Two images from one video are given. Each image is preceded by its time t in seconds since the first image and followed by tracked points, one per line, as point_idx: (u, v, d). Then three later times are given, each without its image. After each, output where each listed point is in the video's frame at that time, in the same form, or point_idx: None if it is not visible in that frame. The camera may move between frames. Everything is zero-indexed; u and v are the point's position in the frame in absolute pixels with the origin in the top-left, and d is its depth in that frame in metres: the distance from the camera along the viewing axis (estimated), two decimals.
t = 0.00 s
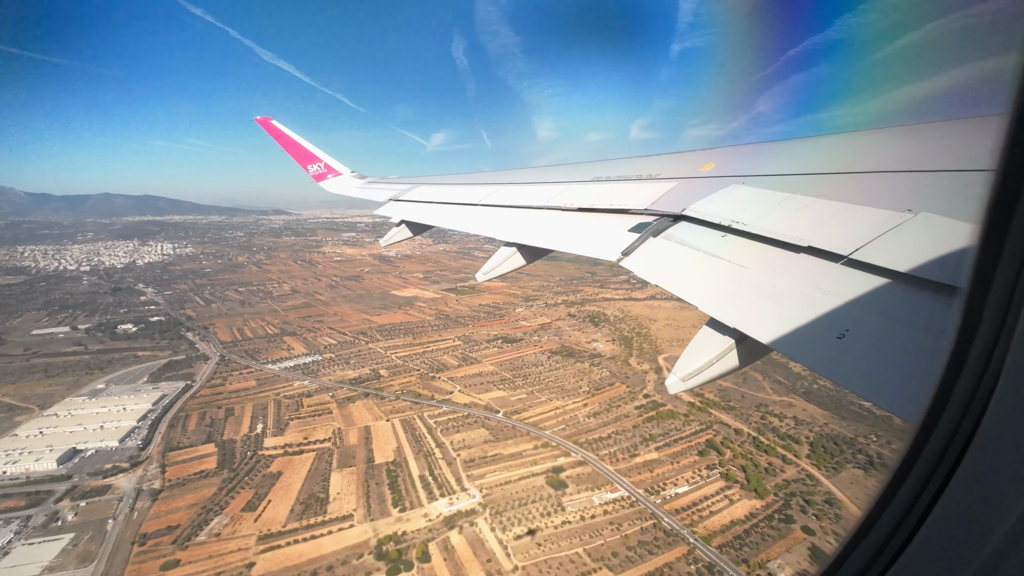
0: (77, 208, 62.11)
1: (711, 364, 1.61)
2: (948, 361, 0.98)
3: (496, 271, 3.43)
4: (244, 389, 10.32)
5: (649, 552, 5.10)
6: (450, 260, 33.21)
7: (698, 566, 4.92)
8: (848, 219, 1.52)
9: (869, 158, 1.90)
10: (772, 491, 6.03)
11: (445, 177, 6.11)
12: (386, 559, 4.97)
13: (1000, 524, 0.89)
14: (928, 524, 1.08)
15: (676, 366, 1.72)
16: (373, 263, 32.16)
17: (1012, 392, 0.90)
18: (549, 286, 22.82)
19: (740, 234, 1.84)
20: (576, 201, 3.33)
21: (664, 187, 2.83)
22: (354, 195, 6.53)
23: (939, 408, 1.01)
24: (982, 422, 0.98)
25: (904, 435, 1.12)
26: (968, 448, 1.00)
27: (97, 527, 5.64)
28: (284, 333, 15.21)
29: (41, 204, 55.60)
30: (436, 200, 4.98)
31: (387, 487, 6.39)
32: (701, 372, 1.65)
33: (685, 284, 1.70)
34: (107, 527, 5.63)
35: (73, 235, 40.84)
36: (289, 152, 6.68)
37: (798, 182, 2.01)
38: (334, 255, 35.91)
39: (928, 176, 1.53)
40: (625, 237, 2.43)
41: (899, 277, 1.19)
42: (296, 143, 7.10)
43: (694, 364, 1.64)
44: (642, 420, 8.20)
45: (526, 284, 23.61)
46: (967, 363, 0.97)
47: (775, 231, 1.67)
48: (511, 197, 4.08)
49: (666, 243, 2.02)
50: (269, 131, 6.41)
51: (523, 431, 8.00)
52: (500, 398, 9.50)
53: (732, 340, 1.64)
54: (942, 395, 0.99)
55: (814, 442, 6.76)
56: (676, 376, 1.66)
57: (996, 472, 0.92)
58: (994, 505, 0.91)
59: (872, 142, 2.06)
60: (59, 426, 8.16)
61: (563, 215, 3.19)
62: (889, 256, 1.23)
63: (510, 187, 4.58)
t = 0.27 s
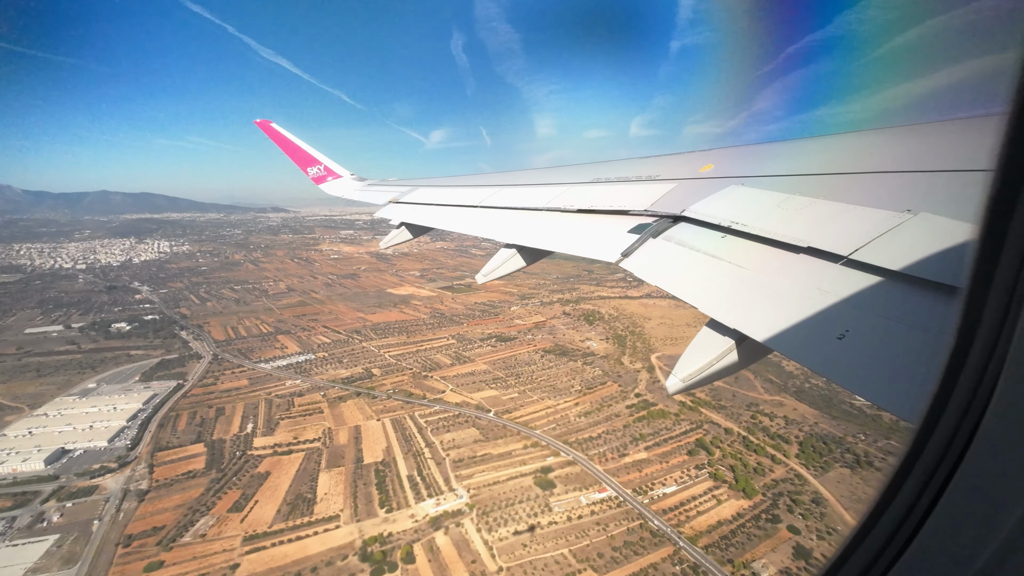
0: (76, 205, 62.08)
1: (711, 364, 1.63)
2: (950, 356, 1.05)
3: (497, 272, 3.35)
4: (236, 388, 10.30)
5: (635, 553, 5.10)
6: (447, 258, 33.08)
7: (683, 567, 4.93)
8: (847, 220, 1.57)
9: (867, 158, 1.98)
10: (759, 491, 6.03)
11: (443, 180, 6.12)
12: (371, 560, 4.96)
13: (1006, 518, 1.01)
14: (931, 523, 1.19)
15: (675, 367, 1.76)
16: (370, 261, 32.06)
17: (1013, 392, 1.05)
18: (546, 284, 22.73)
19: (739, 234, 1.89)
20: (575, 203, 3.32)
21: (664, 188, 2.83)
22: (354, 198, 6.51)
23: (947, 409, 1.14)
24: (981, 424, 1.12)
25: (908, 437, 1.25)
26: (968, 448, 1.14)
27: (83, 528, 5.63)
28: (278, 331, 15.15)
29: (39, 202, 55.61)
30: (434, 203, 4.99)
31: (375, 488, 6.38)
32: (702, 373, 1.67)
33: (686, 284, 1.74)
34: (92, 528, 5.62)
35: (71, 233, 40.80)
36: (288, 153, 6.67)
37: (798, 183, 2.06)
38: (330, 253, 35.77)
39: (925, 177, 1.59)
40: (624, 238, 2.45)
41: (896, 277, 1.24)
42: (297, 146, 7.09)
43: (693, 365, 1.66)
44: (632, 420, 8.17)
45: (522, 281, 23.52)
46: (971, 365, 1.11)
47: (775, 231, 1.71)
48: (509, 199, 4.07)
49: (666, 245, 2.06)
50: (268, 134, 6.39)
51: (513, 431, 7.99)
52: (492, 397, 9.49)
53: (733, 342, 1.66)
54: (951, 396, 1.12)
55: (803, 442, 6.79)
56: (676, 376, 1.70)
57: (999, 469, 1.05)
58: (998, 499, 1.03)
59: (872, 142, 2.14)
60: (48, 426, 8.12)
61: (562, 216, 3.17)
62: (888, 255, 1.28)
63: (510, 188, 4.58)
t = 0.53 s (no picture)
0: (70, 201, 61.71)
1: (711, 363, 1.60)
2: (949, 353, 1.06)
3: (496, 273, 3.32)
4: (227, 386, 10.28)
5: (620, 552, 5.11)
6: (443, 255, 33.00)
7: (667, 565, 4.92)
8: (847, 218, 1.56)
9: (864, 157, 1.95)
10: (747, 489, 6.03)
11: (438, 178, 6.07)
12: (355, 560, 4.96)
13: (1005, 517, 0.98)
14: (930, 521, 1.16)
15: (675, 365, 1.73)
16: (366, 257, 31.97)
17: (1011, 389, 1.00)
18: (542, 280, 22.68)
19: (738, 234, 1.87)
20: (573, 203, 3.28)
21: (662, 188, 2.79)
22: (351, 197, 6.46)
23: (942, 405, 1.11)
24: (981, 420, 1.08)
25: (907, 433, 1.22)
26: (967, 444, 1.10)
27: (67, 527, 5.60)
28: (271, 329, 15.12)
29: (35, 197, 55.32)
30: (430, 203, 4.94)
31: (362, 486, 6.37)
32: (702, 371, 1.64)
33: (685, 283, 1.74)
34: (77, 527, 5.60)
35: (66, 229, 40.60)
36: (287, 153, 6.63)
37: (796, 182, 2.03)
38: (326, 249, 35.65)
39: (922, 176, 1.56)
40: (623, 238, 2.42)
41: (894, 277, 1.25)
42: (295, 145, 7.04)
43: (692, 364, 1.63)
44: (623, 418, 8.16)
45: (518, 277, 23.45)
46: (967, 361, 1.08)
47: (775, 231, 1.70)
48: (507, 199, 4.02)
49: (666, 245, 2.04)
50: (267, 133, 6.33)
51: (504, 429, 7.98)
52: (484, 395, 9.49)
53: (732, 341, 1.63)
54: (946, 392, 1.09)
55: (791, 440, 6.78)
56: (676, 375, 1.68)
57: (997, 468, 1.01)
58: (997, 499, 1.00)
59: (869, 140, 2.10)
60: (36, 424, 8.09)
61: (561, 216, 3.14)
62: (887, 255, 1.28)
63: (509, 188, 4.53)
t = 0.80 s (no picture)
0: (66, 195, 61.41)
1: (709, 362, 1.59)
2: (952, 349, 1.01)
3: (496, 273, 3.26)
4: (218, 383, 10.25)
5: (604, 549, 5.11)
6: (439, 250, 32.91)
7: (651, 563, 4.93)
8: (846, 217, 1.52)
9: (864, 155, 1.90)
10: (733, 486, 6.02)
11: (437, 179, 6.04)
12: (339, 558, 4.97)
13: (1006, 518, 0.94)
14: (929, 523, 1.11)
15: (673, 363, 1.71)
16: (363, 253, 31.89)
17: (1014, 387, 0.97)
18: (537, 275, 22.65)
19: (738, 233, 1.83)
20: (573, 202, 3.23)
21: (663, 187, 2.75)
22: (351, 198, 6.41)
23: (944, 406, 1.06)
24: (981, 421, 1.04)
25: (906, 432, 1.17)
26: (969, 444, 1.05)
27: (53, 525, 5.59)
28: (264, 325, 15.08)
29: (30, 192, 55.00)
30: (429, 203, 4.90)
31: (349, 484, 6.37)
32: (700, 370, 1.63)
33: (684, 283, 1.69)
34: (62, 525, 5.59)
35: (61, 224, 40.39)
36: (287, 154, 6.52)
37: (795, 181, 1.99)
38: (323, 245, 35.54)
39: (922, 173, 1.52)
40: (623, 238, 2.37)
41: (890, 275, 1.22)
42: (294, 146, 6.95)
43: (689, 363, 1.61)
44: (612, 415, 8.16)
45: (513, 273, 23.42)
46: (970, 359, 1.03)
47: (774, 230, 1.66)
48: (507, 199, 3.97)
49: (665, 244, 1.99)
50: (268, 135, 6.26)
51: (493, 426, 7.97)
52: (475, 391, 9.48)
53: (732, 340, 1.60)
54: (947, 392, 1.04)
55: (780, 437, 6.78)
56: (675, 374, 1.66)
57: (1002, 467, 0.97)
58: (1000, 499, 0.96)
59: (867, 139, 2.06)
60: (25, 421, 8.06)
61: (560, 216, 3.10)
62: (886, 254, 1.24)
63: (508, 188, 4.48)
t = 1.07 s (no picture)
0: (63, 190, 61.23)
1: (710, 361, 1.60)
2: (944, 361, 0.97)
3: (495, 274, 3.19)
4: (209, 380, 10.23)
5: (588, 547, 5.12)
6: (436, 246, 32.80)
7: (635, 561, 4.93)
8: (847, 216, 1.49)
9: (861, 155, 1.88)
10: (720, 483, 6.01)
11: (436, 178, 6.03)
12: (323, 556, 4.97)
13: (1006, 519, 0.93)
14: (932, 521, 1.09)
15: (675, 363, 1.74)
16: (359, 249, 31.81)
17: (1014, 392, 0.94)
18: (533, 271, 22.58)
19: (738, 232, 1.80)
20: (573, 202, 3.19)
21: (663, 186, 2.71)
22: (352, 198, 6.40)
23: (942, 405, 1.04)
24: (982, 421, 1.01)
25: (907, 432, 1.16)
26: (969, 445, 1.03)
27: (38, 524, 5.58)
28: (258, 321, 15.05)
29: (25, 187, 54.74)
30: (428, 203, 4.86)
31: (337, 481, 6.37)
32: (702, 370, 1.64)
33: (685, 282, 1.65)
34: (47, 524, 5.58)
35: (57, 219, 40.20)
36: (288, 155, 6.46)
37: (794, 180, 1.96)
38: (319, 240, 35.41)
39: (921, 172, 1.50)
40: (622, 238, 2.34)
41: (891, 274, 1.20)
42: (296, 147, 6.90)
43: (687, 363, 1.64)
44: (602, 412, 8.15)
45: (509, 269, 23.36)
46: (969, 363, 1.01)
47: (775, 229, 1.63)
48: (507, 199, 3.93)
49: (665, 244, 1.96)
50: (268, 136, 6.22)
51: (483, 423, 7.98)
52: (466, 389, 9.47)
53: (732, 339, 1.58)
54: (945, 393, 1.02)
55: (768, 434, 6.73)
56: (676, 376, 1.70)
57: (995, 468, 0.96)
58: (1001, 501, 0.94)
59: (864, 139, 2.04)
60: (13, 419, 8.04)
61: (560, 216, 3.06)
62: (888, 253, 1.22)
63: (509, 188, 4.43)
